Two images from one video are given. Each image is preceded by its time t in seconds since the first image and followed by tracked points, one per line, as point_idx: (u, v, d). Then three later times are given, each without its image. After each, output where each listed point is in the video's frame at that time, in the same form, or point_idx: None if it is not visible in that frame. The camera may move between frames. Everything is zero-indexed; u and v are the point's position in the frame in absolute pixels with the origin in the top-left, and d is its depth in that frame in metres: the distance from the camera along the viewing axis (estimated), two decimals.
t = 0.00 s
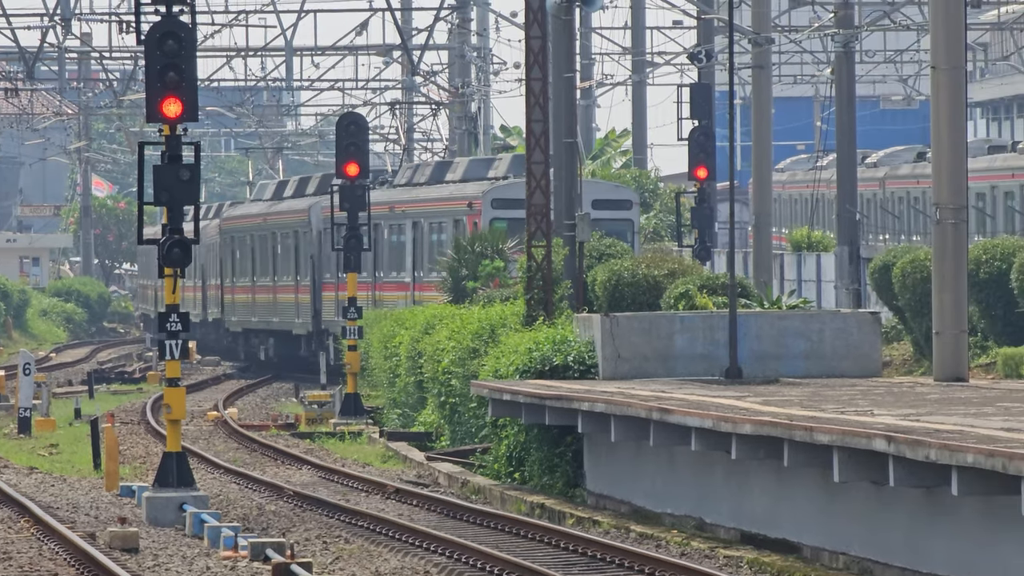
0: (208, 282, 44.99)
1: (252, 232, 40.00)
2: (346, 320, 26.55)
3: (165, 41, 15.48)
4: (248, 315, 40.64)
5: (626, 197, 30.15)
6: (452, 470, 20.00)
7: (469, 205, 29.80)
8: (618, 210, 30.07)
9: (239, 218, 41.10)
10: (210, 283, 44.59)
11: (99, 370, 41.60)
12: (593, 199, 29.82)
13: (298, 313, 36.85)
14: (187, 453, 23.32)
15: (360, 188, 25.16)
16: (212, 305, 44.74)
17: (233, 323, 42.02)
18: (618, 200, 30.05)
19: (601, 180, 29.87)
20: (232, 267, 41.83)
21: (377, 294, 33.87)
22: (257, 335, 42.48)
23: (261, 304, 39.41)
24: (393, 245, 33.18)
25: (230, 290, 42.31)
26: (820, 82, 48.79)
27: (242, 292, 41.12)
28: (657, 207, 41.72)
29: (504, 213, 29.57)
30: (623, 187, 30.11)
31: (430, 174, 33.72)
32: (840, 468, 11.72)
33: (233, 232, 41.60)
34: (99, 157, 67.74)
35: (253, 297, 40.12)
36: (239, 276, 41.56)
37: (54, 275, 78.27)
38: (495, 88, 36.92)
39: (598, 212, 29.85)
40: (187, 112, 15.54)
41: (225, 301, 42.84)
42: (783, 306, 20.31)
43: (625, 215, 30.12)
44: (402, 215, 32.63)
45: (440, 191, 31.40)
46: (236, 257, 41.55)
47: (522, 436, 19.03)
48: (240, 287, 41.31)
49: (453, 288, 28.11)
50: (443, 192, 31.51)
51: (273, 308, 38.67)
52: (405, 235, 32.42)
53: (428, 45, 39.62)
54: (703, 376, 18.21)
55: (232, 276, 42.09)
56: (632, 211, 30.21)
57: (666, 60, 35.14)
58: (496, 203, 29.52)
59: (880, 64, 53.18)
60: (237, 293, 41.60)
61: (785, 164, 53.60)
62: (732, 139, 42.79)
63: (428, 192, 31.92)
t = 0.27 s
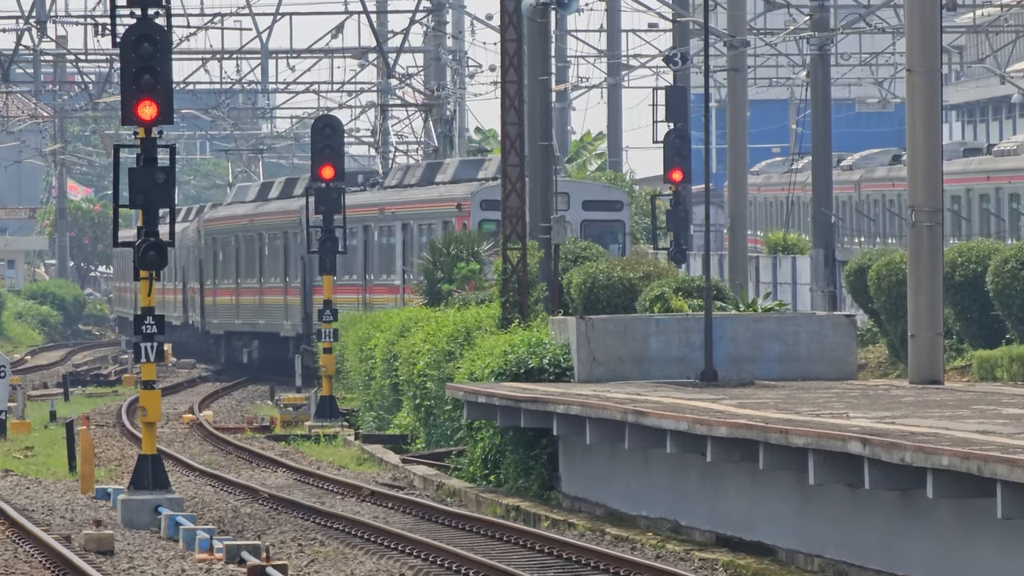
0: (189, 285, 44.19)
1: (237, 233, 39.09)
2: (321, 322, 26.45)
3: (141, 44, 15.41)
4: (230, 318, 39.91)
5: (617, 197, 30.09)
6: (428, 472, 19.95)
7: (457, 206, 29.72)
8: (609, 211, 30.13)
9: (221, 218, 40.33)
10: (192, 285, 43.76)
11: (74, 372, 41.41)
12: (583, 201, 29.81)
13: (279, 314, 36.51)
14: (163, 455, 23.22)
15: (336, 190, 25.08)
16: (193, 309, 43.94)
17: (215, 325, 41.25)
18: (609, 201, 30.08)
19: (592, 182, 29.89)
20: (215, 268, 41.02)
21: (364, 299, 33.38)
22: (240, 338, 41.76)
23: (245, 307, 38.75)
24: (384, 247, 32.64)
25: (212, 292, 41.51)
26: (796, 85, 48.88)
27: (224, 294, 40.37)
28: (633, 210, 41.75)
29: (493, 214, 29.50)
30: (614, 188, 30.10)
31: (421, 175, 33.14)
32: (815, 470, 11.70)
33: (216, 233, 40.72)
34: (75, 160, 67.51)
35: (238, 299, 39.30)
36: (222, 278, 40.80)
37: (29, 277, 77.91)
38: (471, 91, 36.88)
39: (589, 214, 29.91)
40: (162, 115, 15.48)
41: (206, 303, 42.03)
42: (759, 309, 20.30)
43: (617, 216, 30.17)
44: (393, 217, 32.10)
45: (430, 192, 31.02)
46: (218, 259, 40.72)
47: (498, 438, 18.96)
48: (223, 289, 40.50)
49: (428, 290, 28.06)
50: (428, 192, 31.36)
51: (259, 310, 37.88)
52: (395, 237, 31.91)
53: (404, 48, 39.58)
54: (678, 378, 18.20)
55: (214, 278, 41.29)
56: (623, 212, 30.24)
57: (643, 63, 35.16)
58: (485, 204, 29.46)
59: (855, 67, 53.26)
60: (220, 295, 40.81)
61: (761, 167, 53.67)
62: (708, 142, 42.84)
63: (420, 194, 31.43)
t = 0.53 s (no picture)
0: (172, 287, 43.28)
1: (225, 232, 38.29)
2: (299, 323, 26.38)
3: (119, 44, 15.32)
4: (211, 318, 39.52)
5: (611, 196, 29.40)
6: (406, 473, 19.91)
7: (448, 207, 28.95)
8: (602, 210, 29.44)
9: (206, 217, 39.59)
10: (175, 286, 42.92)
11: (51, 373, 41.23)
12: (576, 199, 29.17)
13: (255, 315, 36.49)
14: (140, 456, 23.13)
15: (314, 191, 25.00)
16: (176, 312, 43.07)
17: (199, 326, 40.49)
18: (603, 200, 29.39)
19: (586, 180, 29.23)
20: (200, 268, 40.24)
21: (328, 300, 33.96)
22: (225, 339, 41.04)
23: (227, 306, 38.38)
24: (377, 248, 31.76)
25: (196, 292, 40.76)
26: (774, 86, 48.96)
27: (208, 294, 39.77)
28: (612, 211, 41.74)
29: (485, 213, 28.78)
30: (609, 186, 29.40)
31: (413, 174, 32.22)
32: (793, 471, 11.69)
33: (201, 232, 39.94)
34: (53, 160, 67.28)
35: (225, 300, 38.48)
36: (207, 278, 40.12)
37: (6, 278, 77.63)
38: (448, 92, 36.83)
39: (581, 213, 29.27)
40: (141, 115, 15.40)
41: (190, 304, 41.20)
42: (737, 310, 20.29)
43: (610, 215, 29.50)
44: (386, 216, 31.27)
45: (420, 192, 30.28)
46: (203, 258, 39.98)
47: (476, 439, 18.93)
48: (208, 289, 39.73)
49: (406, 292, 28.00)
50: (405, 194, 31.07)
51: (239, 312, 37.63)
52: (389, 237, 31.06)
53: (382, 48, 39.51)
54: (656, 379, 18.18)
55: (199, 278, 40.50)
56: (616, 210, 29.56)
57: (621, 64, 35.16)
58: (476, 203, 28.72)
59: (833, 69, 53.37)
60: (205, 295, 40.06)
61: (739, 168, 53.78)
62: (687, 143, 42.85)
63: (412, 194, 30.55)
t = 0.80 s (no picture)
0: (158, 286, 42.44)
1: (215, 230, 37.67)
2: (280, 322, 26.33)
3: (100, 43, 15.25)
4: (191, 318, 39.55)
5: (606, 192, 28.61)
6: (387, 472, 19.89)
7: (442, 204, 28.27)
8: (597, 207, 28.68)
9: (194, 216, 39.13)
10: (161, 286, 42.10)
11: (31, 372, 41.10)
12: (570, 196, 28.43)
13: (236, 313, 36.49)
14: (121, 455, 23.07)
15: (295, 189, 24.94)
16: (163, 312, 42.23)
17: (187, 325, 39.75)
18: (598, 196, 28.62)
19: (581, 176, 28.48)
20: (188, 266, 39.55)
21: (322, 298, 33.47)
22: (214, 338, 40.29)
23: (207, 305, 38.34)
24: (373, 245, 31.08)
25: (184, 291, 40.02)
26: (756, 85, 49.00)
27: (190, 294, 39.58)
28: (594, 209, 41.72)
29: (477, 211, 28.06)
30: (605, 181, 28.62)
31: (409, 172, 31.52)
32: (774, 470, 11.68)
33: (190, 230, 39.30)
34: (34, 159, 67.08)
35: (214, 298, 37.79)
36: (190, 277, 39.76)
37: None
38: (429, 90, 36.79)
39: (576, 209, 28.52)
40: (122, 114, 15.34)
41: (178, 303, 40.38)
42: (719, 309, 20.27)
43: (606, 212, 28.77)
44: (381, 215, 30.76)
45: (415, 190, 29.80)
46: (192, 256, 39.33)
47: (457, 437, 18.90)
48: (197, 287, 39.07)
49: (387, 290, 28.02)
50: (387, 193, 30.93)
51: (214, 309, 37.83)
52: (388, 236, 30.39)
53: (364, 47, 39.43)
54: (637, 378, 18.15)
55: (187, 277, 39.79)
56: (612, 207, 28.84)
57: (602, 63, 35.14)
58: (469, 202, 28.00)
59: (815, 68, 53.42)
60: (194, 294, 39.36)
61: (721, 167, 53.80)
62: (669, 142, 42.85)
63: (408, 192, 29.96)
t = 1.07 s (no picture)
0: (150, 283, 41.61)
1: (212, 226, 36.81)
2: (265, 319, 26.28)
3: (85, 40, 15.20)
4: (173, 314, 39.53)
5: (606, 189, 28.62)
6: (371, 469, 19.85)
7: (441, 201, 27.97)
8: (597, 204, 28.63)
9: (183, 212, 38.68)
10: (153, 283, 41.25)
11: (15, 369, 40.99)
12: (569, 193, 28.43)
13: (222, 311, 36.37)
14: (105, 452, 22.99)
15: (280, 186, 24.87)
16: (154, 310, 41.43)
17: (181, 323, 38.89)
18: (598, 193, 28.57)
19: (581, 172, 28.46)
20: (182, 263, 38.69)
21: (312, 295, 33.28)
22: (209, 335, 39.43)
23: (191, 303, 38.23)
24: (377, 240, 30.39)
25: (178, 288, 39.18)
26: (740, 83, 49.03)
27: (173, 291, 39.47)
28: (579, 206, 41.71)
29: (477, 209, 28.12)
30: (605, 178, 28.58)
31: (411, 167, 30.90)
32: (759, 467, 11.67)
33: (185, 226, 38.45)
34: (18, 157, 66.92)
35: (211, 296, 36.94)
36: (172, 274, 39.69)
37: None
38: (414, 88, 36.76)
39: (576, 206, 28.52)
40: (107, 112, 15.29)
41: (170, 301, 39.57)
42: (703, 306, 20.27)
43: (605, 209, 28.67)
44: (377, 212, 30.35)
45: (416, 186, 29.25)
46: (186, 253, 38.48)
47: (442, 435, 18.88)
48: (192, 285, 38.23)
49: (371, 288, 28.00)
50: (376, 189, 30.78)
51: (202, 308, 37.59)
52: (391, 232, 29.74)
53: (348, 44, 39.37)
54: (622, 376, 18.12)
55: (181, 274, 38.96)
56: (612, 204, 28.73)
57: (587, 61, 35.13)
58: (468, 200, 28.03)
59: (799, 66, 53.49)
60: (188, 291, 38.50)
61: (705, 164, 53.82)
62: (654, 140, 42.86)
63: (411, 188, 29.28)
